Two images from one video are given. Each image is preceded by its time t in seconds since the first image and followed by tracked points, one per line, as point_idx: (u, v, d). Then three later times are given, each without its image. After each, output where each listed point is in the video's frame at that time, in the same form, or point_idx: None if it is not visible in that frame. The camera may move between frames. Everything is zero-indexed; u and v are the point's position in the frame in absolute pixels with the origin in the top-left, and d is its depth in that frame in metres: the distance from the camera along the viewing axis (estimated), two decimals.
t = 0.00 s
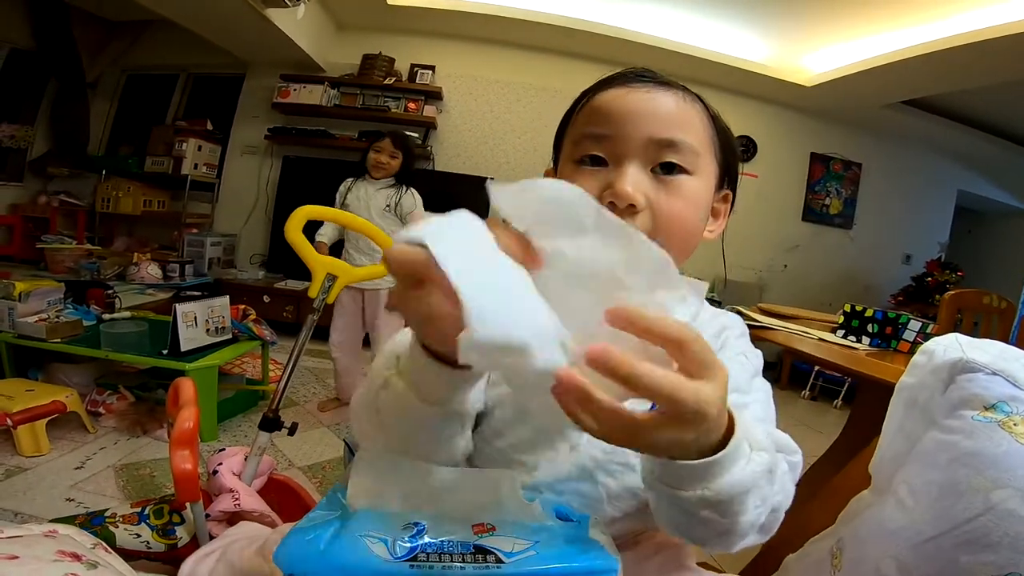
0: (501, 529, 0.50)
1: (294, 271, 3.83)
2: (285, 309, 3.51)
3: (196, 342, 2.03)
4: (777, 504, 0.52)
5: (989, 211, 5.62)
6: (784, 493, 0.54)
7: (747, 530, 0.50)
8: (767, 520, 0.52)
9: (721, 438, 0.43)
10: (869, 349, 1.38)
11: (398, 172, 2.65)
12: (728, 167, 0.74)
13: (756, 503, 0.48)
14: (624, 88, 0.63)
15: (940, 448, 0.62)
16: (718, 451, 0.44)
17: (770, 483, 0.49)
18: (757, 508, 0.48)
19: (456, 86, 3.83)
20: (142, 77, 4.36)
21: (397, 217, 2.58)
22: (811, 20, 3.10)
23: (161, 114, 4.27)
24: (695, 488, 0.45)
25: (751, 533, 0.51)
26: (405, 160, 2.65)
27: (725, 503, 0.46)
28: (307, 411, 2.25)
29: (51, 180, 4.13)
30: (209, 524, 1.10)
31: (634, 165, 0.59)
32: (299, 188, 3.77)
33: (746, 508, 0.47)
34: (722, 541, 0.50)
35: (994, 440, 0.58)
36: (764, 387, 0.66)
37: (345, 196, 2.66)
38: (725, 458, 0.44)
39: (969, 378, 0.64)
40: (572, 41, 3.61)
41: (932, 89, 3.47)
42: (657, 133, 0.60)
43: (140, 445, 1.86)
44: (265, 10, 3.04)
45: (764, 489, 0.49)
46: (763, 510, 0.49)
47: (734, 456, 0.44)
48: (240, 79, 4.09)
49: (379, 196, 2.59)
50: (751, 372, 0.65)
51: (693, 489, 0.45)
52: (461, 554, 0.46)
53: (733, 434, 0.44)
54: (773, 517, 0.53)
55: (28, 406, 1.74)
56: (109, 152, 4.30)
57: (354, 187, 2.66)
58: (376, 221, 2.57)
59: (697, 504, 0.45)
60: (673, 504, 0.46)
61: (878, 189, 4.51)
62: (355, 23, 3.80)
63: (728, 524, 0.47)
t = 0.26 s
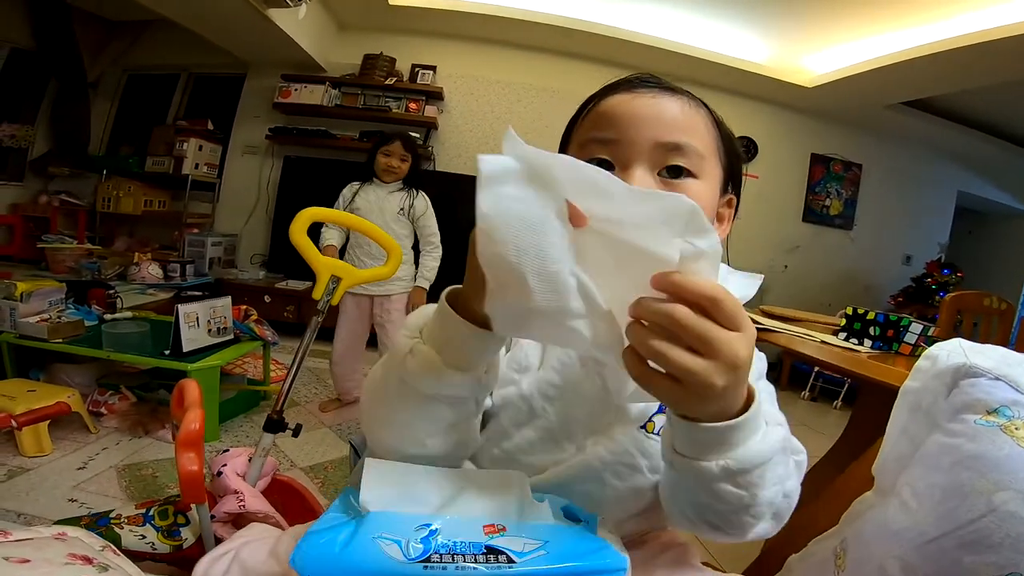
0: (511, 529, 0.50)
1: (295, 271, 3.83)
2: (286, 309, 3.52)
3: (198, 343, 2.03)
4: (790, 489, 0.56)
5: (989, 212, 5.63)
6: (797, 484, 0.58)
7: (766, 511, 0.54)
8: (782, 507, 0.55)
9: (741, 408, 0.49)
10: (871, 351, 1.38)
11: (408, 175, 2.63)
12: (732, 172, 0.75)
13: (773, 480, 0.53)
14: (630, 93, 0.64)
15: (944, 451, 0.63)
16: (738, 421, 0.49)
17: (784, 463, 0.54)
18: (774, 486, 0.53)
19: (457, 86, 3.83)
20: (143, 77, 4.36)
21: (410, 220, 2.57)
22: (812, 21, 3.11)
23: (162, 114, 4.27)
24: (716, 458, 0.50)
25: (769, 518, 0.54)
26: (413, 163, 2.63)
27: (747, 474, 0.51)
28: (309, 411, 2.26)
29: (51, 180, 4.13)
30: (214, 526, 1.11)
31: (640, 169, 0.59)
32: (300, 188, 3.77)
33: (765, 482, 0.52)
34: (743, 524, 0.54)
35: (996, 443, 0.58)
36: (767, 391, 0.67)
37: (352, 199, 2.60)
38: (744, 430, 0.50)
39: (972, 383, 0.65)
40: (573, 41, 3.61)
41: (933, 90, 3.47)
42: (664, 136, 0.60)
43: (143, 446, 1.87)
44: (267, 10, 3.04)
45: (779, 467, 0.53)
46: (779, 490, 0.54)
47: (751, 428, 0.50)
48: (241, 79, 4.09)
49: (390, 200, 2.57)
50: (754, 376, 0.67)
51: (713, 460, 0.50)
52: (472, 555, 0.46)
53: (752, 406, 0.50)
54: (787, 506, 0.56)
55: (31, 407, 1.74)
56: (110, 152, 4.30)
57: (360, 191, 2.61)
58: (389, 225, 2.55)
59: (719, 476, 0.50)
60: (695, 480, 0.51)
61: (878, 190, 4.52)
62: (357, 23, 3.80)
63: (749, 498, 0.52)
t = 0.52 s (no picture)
0: (508, 534, 0.50)
1: (290, 270, 3.81)
2: (281, 307, 3.50)
3: (193, 342, 2.02)
4: (755, 463, 0.57)
5: (983, 213, 5.66)
6: (765, 463, 0.58)
7: (729, 480, 0.54)
8: (748, 481, 0.56)
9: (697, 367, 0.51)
10: (867, 353, 1.39)
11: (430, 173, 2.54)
12: (726, 174, 0.75)
13: (731, 445, 0.54)
14: (628, 98, 0.64)
15: (939, 457, 0.63)
16: (687, 380, 0.51)
17: (741, 430, 0.56)
18: (733, 453, 0.54)
19: (454, 85, 3.83)
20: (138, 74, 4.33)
21: (440, 220, 2.54)
22: (809, 21, 3.11)
23: (157, 111, 4.24)
24: (669, 417, 0.52)
25: (733, 490, 0.55)
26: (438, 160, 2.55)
27: (702, 435, 0.52)
28: (304, 411, 2.25)
29: (45, 178, 4.10)
30: (209, 527, 1.10)
31: (639, 176, 0.59)
32: (296, 186, 3.76)
33: (721, 446, 0.53)
34: (709, 495, 0.54)
35: (992, 450, 0.58)
36: (758, 388, 0.67)
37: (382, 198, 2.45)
38: (693, 390, 0.52)
39: (968, 390, 0.65)
40: (571, 41, 3.60)
41: (929, 91, 3.49)
42: (661, 144, 0.60)
43: (137, 446, 1.86)
44: (263, 8, 3.02)
45: (736, 433, 0.55)
46: (741, 458, 0.55)
47: (701, 390, 0.52)
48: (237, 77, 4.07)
49: (423, 199, 2.50)
50: (745, 371, 0.67)
51: (668, 421, 0.52)
52: (470, 560, 0.46)
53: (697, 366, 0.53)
54: (755, 484, 0.57)
55: (25, 406, 1.73)
56: (104, 150, 4.27)
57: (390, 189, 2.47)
58: (424, 225, 2.46)
59: (675, 438, 0.52)
60: (653, 444, 0.53)
61: (873, 190, 4.54)
62: (354, 21, 3.79)
63: (709, 463, 0.53)
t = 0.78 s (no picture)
0: (497, 525, 0.50)
1: (286, 269, 3.81)
2: (278, 307, 3.50)
3: (188, 341, 2.01)
4: (748, 451, 0.57)
5: (978, 206, 5.68)
6: (759, 452, 0.59)
7: (723, 465, 0.55)
8: (740, 469, 0.57)
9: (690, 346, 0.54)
10: (861, 344, 1.39)
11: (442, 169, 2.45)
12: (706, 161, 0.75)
13: (728, 431, 0.55)
14: (605, 90, 0.63)
15: (933, 446, 0.62)
16: (683, 362, 0.54)
17: (737, 418, 0.57)
18: (729, 438, 0.55)
19: (449, 82, 3.82)
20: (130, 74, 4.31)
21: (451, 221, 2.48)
22: (803, 16, 3.11)
23: (150, 111, 4.22)
24: (669, 398, 0.54)
25: (725, 477, 0.56)
26: (452, 157, 2.44)
27: (699, 418, 0.54)
28: (300, 409, 2.25)
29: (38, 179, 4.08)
30: (204, 525, 1.10)
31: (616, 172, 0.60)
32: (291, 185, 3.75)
33: (718, 430, 0.54)
34: (702, 479, 0.55)
35: (986, 437, 0.57)
36: (749, 378, 0.68)
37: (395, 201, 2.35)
38: (690, 371, 0.54)
39: (962, 376, 0.65)
40: (565, 37, 3.60)
41: (923, 85, 3.49)
42: (637, 137, 0.60)
43: (133, 446, 1.85)
44: (256, 7, 3.01)
45: (732, 420, 0.56)
46: (736, 445, 0.55)
47: (698, 372, 0.55)
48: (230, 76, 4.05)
49: (435, 201, 2.42)
50: (737, 362, 0.67)
51: (666, 403, 0.54)
52: (457, 551, 0.46)
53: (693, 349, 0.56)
54: (747, 473, 0.57)
55: (19, 408, 1.72)
56: (97, 151, 4.25)
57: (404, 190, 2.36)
58: (437, 228, 2.41)
59: (673, 419, 0.54)
60: (652, 425, 0.55)
61: (868, 184, 4.55)
62: (347, 20, 3.77)
63: (706, 445, 0.54)
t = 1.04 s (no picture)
0: (494, 523, 0.49)
1: (286, 269, 3.81)
2: (278, 307, 3.49)
3: (187, 342, 2.01)
4: (743, 444, 0.57)
5: (978, 201, 5.67)
6: (753, 445, 0.58)
7: (716, 459, 0.54)
8: (735, 463, 0.56)
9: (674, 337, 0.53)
10: (862, 339, 1.38)
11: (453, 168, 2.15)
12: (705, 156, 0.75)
13: (719, 424, 0.54)
14: (607, 88, 0.62)
15: (935, 439, 0.61)
16: (669, 355, 0.54)
17: (730, 411, 0.56)
18: (720, 431, 0.54)
19: (447, 81, 3.81)
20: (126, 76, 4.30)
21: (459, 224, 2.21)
22: (802, 12, 3.10)
23: (147, 112, 4.21)
24: (658, 392, 0.54)
25: (719, 471, 0.55)
26: (460, 155, 2.16)
27: (689, 412, 0.53)
28: (301, 409, 2.24)
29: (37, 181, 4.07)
30: (203, 524, 1.09)
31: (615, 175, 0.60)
32: (290, 185, 3.74)
33: (709, 424, 0.54)
34: (697, 473, 0.54)
35: (989, 431, 0.57)
36: (747, 370, 0.68)
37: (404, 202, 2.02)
38: (678, 365, 0.54)
39: (963, 368, 0.64)
40: (563, 35, 3.59)
41: (923, 80, 3.48)
42: (638, 141, 0.60)
43: (134, 447, 1.85)
44: (252, 7, 3.00)
45: (724, 413, 0.55)
46: (728, 439, 0.55)
47: (685, 365, 0.54)
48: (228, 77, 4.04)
49: (445, 200, 2.12)
50: (733, 354, 0.67)
51: (656, 397, 0.54)
52: (454, 549, 0.46)
53: (680, 342, 0.55)
54: (742, 466, 0.57)
55: (20, 409, 1.72)
56: (95, 153, 4.24)
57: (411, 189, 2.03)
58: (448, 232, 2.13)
59: (663, 413, 0.53)
60: (642, 419, 0.54)
61: (868, 180, 4.54)
62: (344, 19, 3.76)
63: (697, 439, 0.53)
